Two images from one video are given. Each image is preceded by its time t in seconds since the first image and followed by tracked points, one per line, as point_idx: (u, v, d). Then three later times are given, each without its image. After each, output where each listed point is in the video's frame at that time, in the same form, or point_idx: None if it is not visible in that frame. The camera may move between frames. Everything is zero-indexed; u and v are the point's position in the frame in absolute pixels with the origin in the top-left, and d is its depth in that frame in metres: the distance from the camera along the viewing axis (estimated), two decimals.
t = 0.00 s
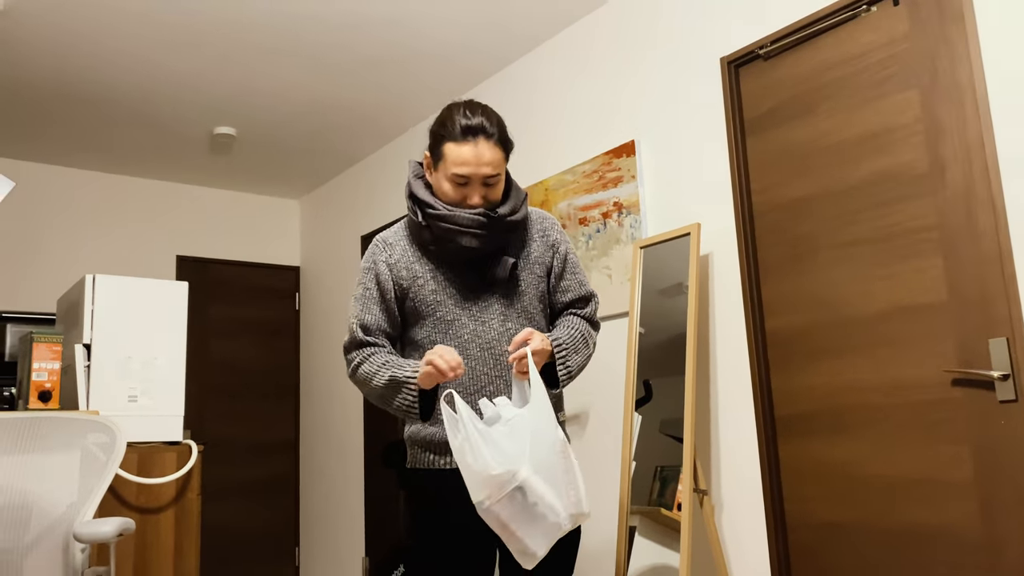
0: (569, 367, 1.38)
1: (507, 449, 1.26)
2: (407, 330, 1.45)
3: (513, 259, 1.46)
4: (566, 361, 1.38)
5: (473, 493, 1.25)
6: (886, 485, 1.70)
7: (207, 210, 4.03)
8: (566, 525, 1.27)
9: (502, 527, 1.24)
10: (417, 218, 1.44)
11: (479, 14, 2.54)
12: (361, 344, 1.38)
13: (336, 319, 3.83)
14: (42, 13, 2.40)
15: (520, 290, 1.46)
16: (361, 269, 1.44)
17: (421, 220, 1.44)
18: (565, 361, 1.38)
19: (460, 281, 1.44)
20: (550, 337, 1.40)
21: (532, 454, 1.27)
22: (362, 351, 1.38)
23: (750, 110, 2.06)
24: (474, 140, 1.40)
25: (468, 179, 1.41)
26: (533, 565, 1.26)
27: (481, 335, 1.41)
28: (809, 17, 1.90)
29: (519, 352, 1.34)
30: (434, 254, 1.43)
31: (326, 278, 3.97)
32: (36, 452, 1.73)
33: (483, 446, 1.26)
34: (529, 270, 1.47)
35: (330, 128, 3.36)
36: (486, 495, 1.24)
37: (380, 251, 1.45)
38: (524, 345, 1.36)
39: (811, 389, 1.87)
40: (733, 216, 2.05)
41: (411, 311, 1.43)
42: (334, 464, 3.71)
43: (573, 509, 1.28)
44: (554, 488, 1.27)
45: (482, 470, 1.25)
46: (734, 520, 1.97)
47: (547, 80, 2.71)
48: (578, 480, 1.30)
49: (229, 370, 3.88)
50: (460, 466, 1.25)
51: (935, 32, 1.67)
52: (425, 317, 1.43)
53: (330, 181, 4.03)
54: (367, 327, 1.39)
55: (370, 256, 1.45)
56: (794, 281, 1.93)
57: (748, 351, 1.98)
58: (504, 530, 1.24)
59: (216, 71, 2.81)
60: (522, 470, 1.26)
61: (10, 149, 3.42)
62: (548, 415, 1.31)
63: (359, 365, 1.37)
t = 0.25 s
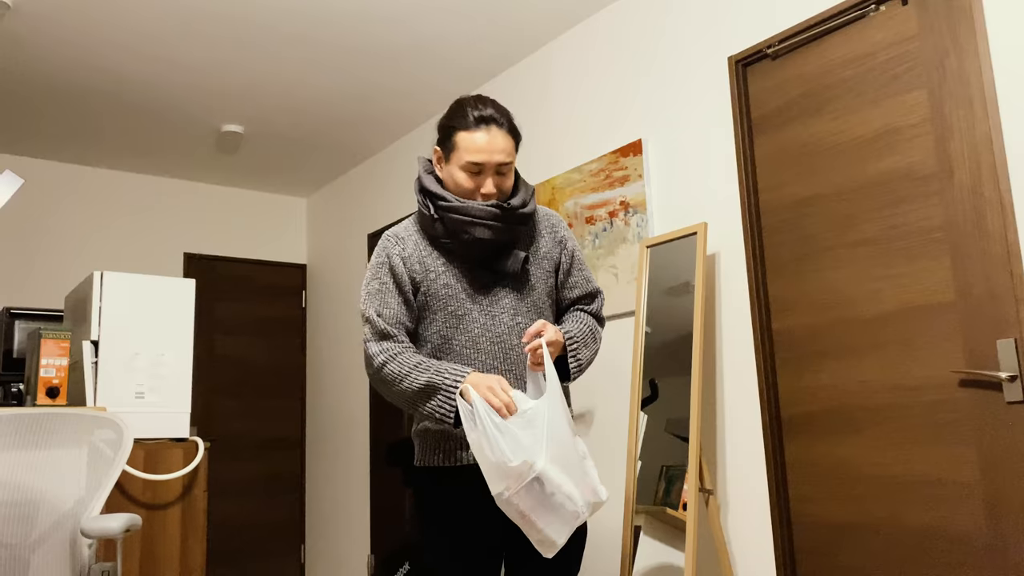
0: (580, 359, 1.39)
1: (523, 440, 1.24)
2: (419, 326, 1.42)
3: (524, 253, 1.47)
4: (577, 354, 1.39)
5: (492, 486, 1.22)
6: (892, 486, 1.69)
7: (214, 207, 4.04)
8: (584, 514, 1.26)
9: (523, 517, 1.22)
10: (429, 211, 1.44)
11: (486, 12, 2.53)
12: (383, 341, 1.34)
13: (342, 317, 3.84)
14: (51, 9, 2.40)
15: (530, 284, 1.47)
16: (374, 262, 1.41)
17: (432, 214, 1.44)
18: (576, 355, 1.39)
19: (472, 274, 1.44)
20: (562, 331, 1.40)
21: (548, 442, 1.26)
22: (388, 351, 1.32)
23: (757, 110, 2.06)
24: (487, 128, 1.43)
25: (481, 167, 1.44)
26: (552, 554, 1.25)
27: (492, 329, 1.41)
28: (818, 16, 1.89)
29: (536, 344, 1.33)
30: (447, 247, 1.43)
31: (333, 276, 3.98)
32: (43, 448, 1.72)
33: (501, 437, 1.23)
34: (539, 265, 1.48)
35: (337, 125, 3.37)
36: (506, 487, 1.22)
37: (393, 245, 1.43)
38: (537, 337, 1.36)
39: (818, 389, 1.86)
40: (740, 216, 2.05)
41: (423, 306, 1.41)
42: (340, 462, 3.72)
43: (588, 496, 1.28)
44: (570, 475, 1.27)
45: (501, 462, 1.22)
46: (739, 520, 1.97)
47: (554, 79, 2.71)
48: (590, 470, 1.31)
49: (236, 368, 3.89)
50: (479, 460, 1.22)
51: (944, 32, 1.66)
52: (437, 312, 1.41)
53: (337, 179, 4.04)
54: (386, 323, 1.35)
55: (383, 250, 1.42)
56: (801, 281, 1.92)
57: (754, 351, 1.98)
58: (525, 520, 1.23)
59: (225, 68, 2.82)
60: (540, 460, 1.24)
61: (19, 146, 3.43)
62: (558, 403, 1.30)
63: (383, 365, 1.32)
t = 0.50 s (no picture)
0: (591, 360, 1.42)
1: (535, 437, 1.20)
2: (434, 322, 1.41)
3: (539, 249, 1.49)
4: (588, 354, 1.42)
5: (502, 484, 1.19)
6: (899, 485, 1.69)
7: (220, 205, 4.05)
8: (595, 513, 1.24)
9: (533, 515, 1.20)
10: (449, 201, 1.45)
11: (493, 10, 2.53)
12: (405, 339, 1.31)
13: (347, 315, 3.85)
14: (58, 7, 2.41)
15: (542, 282, 1.49)
16: (391, 253, 1.40)
17: (451, 204, 1.45)
18: (587, 355, 1.42)
19: (488, 269, 1.45)
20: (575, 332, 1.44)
21: (558, 439, 1.23)
22: (413, 353, 1.29)
23: (763, 108, 2.05)
24: (511, 113, 1.48)
25: (505, 148, 1.46)
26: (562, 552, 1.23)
27: (507, 324, 1.42)
28: (825, 15, 1.89)
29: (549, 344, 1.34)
30: (465, 239, 1.43)
31: (339, 274, 3.99)
32: (50, 444, 1.72)
33: (512, 434, 1.19)
34: (552, 263, 1.51)
35: (343, 123, 3.37)
36: (516, 486, 1.19)
37: (411, 237, 1.43)
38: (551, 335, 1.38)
39: (824, 388, 1.86)
40: (747, 215, 2.05)
41: (440, 300, 1.41)
42: (345, 460, 3.72)
43: (599, 493, 1.26)
44: (581, 473, 1.24)
45: (512, 461, 1.18)
46: (744, 520, 1.96)
47: (561, 77, 2.71)
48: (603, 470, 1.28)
49: (241, 365, 3.89)
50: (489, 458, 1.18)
51: (952, 31, 1.66)
52: (453, 307, 1.41)
53: (343, 178, 4.05)
54: (408, 318, 1.33)
55: (401, 241, 1.41)
56: (806, 280, 1.92)
57: (760, 350, 1.98)
58: (535, 519, 1.20)
59: (233, 65, 2.83)
60: (551, 458, 1.21)
61: (27, 144, 3.45)
62: (567, 397, 1.27)
63: (408, 364, 1.29)
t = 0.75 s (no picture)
0: (605, 362, 1.44)
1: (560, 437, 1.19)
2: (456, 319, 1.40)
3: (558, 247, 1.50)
4: (603, 356, 1.44)
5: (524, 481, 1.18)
6: (904, 485, 1.68)
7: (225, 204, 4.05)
8: (614, 513, 1.24)
9: (554, 514, 1.19)
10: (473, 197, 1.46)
11: (498, 8, 2.53)
12: (432, 335, 1.29)
13: (352, 313, 3.86)
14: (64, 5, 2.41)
15: (561, 280, 1.50)
16: (415, 249, 1.39)
17: (475, 200, 1.46)
18: (602, 357, 1.44)
19: (509, 266, 1.45)
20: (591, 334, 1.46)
21: (582, 439, 1.22)
22: (440, 349, 1.27)
23: (769, 107, 2.05)
24: (537, 102, 1.59)
25: (531, 130, 1.55)
26: (580, 551, 1.23)
27: (526, 322, 1.42)
28: (831, 14, 1.89)
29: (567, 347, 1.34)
30: (488, 234, 1.44)
31: (343, 273, 4.00)
32: (56, 441, 1.72)
33: (538, 433, 1.17)
34: (570, 263, 1.52)
35: (348, 121, 3.37)
36: (539, 484, 1.18)
37: (435, 233, 1.42)
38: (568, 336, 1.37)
39: (830, 387, 1.86)
40: (752, 214, 2.05)
41: (461, 296, 1.40)
42: (349, 458, 3.73)
43: (617, 494, 1.25)
44: (602, 474, 1.23)
45: (537, 460, 1.17)
46: (749, 519, 1.96)
47: (567, 75, 2.71)
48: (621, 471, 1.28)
49: (246, 363, 3.90)
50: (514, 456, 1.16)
51: (958, 30, 1.66)
52: (474, 303, 1.40)
53: (347, 176, 4.06)
54: (434, 313, 1.31)
55: (425, 237, 1.41)
56: (811, 279, 1.92)
57: (765, 349, 1.97)
58: (556, 517, 1.20)
59: (239, 64, 2.83)
60: (575, 457, 1.19)
61: (33, 142, 3.45)
62: (587, 399, 1.27)
63: (434, 360, 1.27)
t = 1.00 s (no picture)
0: (625, 357, 1.43)
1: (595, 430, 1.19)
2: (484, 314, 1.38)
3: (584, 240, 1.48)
4: (623, 353, 1.42)
5: (561, 474, 1.17)
6: (908, 485, 1.68)
7: (228, 202, 4.05)
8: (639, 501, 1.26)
9: (589, 506, 1.19)
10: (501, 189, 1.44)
11: (502, 7, 2.53)
12: (465, 330, 1.26)
13: (354, 312, 3.86)
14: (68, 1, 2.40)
15: (587, 274, 1.47)
16: (445, 243, 1.37)
17: (502, 192, 1.44)
18: (622, 352, 1.42)
19: (537, 259, 1.42)
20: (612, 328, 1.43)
21: (614, 432, 1.22)
22: (473, 344, 1.24)
23: (773, 106, 2.05)
24: (555, 99, 1.56)
25: (548, 128, 1.53)
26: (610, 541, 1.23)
27: (552, 315, 1.39)
28: (835, 12, 1.88)
29: (589, 341, 1.32)
30: (516, 226, 1.41)
31: (346, 271, 4.00)
32: (59, 439, 1.72)
33: (574, 425, 1.17)
34: (595, 258, 1.50)
35: (351, 119, 3.37)
36: (576, 476, 1.17)
37: (464, 227, 1.40)
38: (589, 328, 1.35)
39: (834, 387, 1.85)
40: (756, 213, 2.04)
41: (490, 290, 1.37)
42: (351, 457, 3.73)
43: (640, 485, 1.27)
44: (629, 465, 1.24)
45: (576, 452, 1.16)
46: (753, 518, 1.96)
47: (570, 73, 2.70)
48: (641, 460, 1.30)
49: (249, 361, 3.90)
50: (553, 449, 1.15)
51: (964, 28, 1.65)
52: (503, 297, 1.37)
53: (350, 174, 4.05)
54: (466, 307, 1.29)
55: (454, 231, 1.38)
56: (816, 278, 1.91)
57: (769, 348, 1.97)
58: (590, 509, 1.19)
59: (243, 61, 2.83)
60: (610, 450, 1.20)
61: (35, 139, 3.45)
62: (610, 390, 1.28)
63: (467, 355, 1.24)
